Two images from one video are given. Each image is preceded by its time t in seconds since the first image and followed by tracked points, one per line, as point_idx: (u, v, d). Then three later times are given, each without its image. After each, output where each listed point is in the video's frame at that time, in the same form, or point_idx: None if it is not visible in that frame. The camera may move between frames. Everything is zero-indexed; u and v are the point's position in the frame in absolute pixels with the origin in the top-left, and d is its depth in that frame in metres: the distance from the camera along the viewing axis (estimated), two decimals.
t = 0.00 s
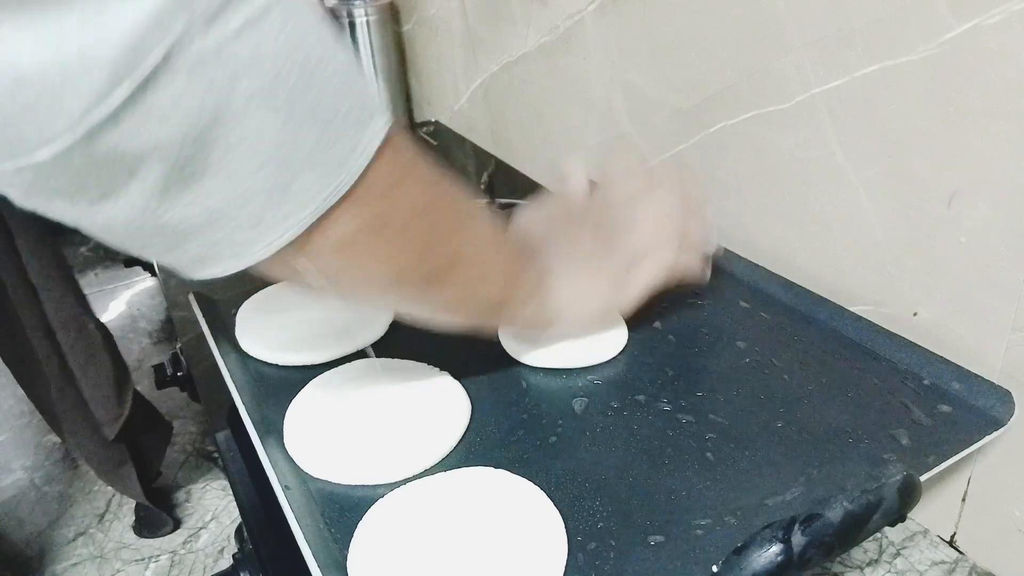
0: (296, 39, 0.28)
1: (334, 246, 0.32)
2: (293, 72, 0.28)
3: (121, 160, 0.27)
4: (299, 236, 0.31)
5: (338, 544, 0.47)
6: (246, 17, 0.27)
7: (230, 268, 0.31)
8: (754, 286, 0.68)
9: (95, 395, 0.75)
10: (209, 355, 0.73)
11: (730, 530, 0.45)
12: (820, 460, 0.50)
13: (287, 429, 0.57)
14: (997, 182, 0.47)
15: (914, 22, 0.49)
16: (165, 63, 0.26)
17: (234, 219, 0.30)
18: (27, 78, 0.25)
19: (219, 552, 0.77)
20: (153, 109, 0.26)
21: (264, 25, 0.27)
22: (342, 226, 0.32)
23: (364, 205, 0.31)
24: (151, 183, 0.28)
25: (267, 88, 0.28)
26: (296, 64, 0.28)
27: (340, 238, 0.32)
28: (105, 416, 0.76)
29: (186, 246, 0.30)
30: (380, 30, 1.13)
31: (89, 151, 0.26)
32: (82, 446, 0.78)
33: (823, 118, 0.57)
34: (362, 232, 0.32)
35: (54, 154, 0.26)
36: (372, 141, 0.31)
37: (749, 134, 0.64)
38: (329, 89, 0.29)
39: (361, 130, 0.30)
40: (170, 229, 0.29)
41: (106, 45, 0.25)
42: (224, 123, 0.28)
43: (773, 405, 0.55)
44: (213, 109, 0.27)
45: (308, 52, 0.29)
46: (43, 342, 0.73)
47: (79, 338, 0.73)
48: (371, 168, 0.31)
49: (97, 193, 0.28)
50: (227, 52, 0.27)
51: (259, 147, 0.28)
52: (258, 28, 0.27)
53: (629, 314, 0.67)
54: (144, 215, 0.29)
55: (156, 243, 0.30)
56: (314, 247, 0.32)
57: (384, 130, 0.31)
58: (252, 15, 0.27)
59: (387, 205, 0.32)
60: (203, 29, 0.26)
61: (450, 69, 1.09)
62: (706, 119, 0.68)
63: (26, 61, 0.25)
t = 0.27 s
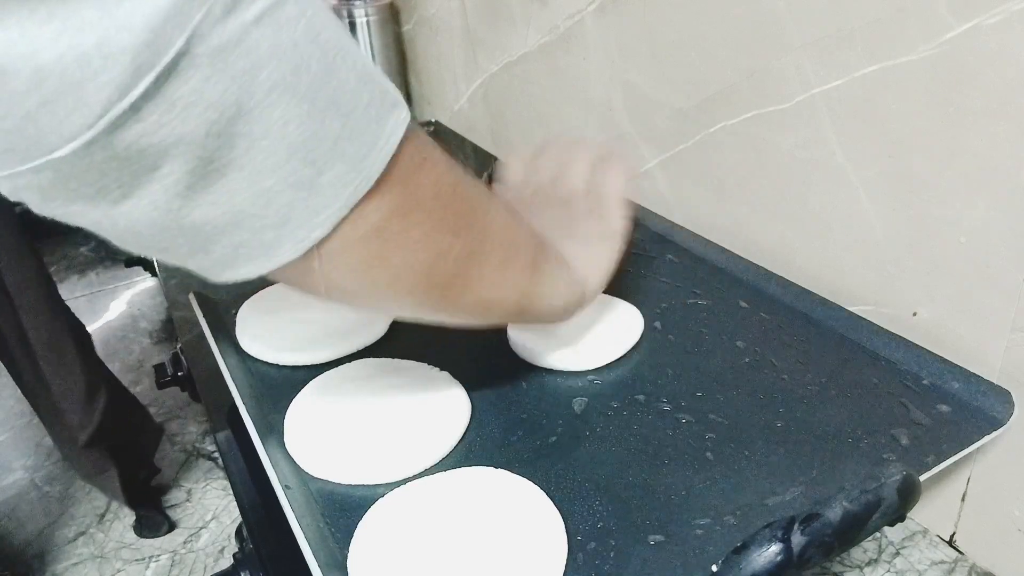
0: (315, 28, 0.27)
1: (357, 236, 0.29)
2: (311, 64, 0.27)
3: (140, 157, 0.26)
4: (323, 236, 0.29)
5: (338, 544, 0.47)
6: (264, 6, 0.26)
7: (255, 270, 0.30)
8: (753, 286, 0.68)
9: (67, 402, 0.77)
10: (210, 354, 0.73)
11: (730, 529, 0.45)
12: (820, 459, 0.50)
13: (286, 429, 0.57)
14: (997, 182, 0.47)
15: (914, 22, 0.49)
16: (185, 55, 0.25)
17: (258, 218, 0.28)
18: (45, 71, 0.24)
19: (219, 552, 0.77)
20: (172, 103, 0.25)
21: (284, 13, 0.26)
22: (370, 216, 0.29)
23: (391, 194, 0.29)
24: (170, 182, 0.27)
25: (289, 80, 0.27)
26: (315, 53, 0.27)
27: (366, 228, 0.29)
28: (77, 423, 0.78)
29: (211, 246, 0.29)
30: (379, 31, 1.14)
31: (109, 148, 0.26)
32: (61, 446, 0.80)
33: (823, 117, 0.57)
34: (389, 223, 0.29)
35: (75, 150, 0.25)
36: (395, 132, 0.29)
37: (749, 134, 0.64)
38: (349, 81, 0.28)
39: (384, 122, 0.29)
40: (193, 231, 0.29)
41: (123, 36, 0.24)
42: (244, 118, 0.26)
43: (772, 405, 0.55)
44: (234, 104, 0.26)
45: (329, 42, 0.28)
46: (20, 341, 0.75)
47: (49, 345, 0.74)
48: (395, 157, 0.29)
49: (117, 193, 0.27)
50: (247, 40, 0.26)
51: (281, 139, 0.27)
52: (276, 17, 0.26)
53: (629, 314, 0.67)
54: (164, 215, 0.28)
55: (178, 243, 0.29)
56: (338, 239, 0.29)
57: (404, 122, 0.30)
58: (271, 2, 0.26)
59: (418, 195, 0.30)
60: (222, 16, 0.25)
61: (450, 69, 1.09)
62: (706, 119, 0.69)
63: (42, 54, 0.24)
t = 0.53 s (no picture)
0: (293, 61, 0.28)
1: (322, 267, 0.31)
2: (290, 98, 0.28)
3: (122, 180, 0.27)
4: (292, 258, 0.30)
5: (338, 544, 0.47)
6: (245, 40, 0.27)
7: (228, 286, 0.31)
8: (754, 286, 0.68)
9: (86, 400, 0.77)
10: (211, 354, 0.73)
11: (730, 530, 0.45)
12: (820, 460, 0.50)
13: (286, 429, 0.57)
14: (997, 182, 0.47)
15: (914, 22, 0.49)
16: (168, 86, 0.26)
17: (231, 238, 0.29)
18: (32, 102, 0.25)
19: (219, 552, 0.77)
20: (153, 133, 0.26)
21: (264, 46, 0.27)
22: (334, 246, 0.30)
23: (358, 228, 0.30)
24: (149, 204, 0.28)
25: (266, 112, 0.27)
26: (293, 85, 0.28)
27: (328, 261, 0.30)
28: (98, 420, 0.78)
29: (186, 260, 0.30)
30: (379, 31, 1.14)
31: (92, 171, 0.26)
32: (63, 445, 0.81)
33: (823, 117, 0.57)
34: (353, 256, 0.31)
35: (59, 173, 0.26)
36: (367, 166, 0.30)
37: (749, 134, 0.64)
38: (326, 110, 0.29)
39: (359, 152, 0.30)
40: (170, 245, 0.30)
41: (109, 68, 0.25)
42: (220, 147, 0.27)
43: (773, 406, 0.55)
44: (211, 134, 0.27)
45: (307, 74, 0.28)
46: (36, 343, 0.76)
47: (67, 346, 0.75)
48: (366, 192, 0.30)
49: (98, 210, 0.28)
50: (226, 75, 0.26)
51: (257, 168, 0.28)
52: (257, 50, 0.27)
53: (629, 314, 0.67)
54: (144, 231, 0.29)
55: (158, 256, 0.30)
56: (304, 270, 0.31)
57: (378, 154, 0.30)
58: (253, 35, 0.27)
59: (383, 229, 0.31)
60: (203, 50, 0.26)
61: (450, 68, 1.09)
62: (706, 120, 0.68)
63: (30, 85, 0.25)
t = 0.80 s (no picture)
0: (297, 55, 0.28)
1: (330, 257, 0.31)
2: (293, 92, 0.28)
3: (124, 178, 0.27)
4: (296, 253, 0.30)
5: (338, 544, 0.47)
6: (247, 34, 0.26)
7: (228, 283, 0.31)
8: (754, 286, 0.68)
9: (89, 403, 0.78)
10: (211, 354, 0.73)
11: (730, 530, 0.45)
12: (820, 460, 0.50)
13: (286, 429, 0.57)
14: (997, 182, 0.47)
15: (914, 22, 0.49)
16: (169, 82, 0.26)
17: (232, 237, 0.29)
18: (30, 102, 0.25)
19: (219, 552, 0.77)
20: (154, 130, 0.26)
21: (268, 40, 0.27)
22: (347, 234, 0.31)
23: (365, 218, 0.31)
24: (150, 203, 0.28)
25: (269, 106, 0.27)
26: (297, 79, 0.28)
27: (335, 250, 0.31)
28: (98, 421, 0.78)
29: (186, 260, 0.30)
30: (379, 31, 1.13)
31: (93, 171, 0.26)
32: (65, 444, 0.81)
33: (823, 117, 0.57)
34: (360, 245, 0.31)
35: (58, 172, 0.26)
36: (372, 159, 0.30)
37: (749, 134, 0.64)
38: (328, 107, 0.29)
39: (362, 146, 0.30)
40: (168, 244, 0.29)
41: (108, 66, 0.25)
42: (223, 143, 0.27)
43: (773, 406, 0.55)
44: (213, 130, 0.27)
45: (311, 69, 0.28)
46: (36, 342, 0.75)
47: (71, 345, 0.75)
48: (372, 182, 0.30)
49: (99, 209, 0.28)
50: (229, 70, 0.26)
51: (262, 164, 0.28)
52: (261, 46, 0.27)
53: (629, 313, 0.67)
54: (143, 231, 0.29)
55: (156, 256, 0.30)
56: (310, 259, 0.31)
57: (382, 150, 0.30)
58: (256, 31, 0.27)
59: (393, 217, 0.31)
60: (206, 47, 0.26)
61: (450, 68, 1.09)
62: (706, 119, 0.68)
63: (27, 84, 0.25)
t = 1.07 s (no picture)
0: (318, 27, 0.28)
1: (366, 238, 0.30)
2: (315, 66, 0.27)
3: (143, 159, 0.27)
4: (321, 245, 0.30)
5: (338, 544, 0.47)
6: (266, 5, 0.26)
7: (258, 270, 0.31)
8: (754, 286, 0.68)
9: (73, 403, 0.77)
10: (211, 354, 0.73)
11: (730, 530, 0.45)
12: (820, 460, 0.50)
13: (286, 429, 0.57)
14: (997, 182, 0.47)
15: (914, 22, 0.49)
16: (189, 53, 0.25)
17: (260, 220, 0.29)
18: (46, 74, 0.25)
19: (219, 552, 0.77)
20: (174, 104, 0.26)
21: (286, 12, 0.27)
22: (372, 218, 0.30)
23: (400, 193, 0.30)
24: (172, 185, 0.28)
25: (291, 80, 0.27)
26: (319, 54, 0.27)
27: (372, 230, 0.30)
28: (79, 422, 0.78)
29: (213, 247, 0.30)
30: (379, 31, 1.14)
31: (111, 149, 0.26)
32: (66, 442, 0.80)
33: (823, 117, 0.57)
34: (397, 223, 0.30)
35: (73, 153, 0.26)
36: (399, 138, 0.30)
37: (749, 134, 0.64)
38: (354, 81, 0.28)
39: (388, 124, 0.29)
40: (193, 231, 0.29)
41: (126, 37, 0.25)
42: (245, 121, 0.27)
43: (772, 405, 0.55)
44: (235, 105, 0.27)
45: (333, 45, 0.28)
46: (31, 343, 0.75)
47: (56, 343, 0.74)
48: (405, 154, 0.30)
49: (118, 193, 0.28)
50: (248, 41, 0.26)
51: (283, 142, 0.28)
52: (280, 17, 0.27)
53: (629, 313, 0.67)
54: (163, 216, 0.29)
55: (180, 246, 0.30)
56: (347, 242, 0.30)
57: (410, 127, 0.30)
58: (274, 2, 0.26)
59: (418, 202, 0.30)
60: (223, 18, 0.25)
61: (451, 69, 1.09)
62: (706, 119, 0.68)
63: (42, 57, 0.24)
